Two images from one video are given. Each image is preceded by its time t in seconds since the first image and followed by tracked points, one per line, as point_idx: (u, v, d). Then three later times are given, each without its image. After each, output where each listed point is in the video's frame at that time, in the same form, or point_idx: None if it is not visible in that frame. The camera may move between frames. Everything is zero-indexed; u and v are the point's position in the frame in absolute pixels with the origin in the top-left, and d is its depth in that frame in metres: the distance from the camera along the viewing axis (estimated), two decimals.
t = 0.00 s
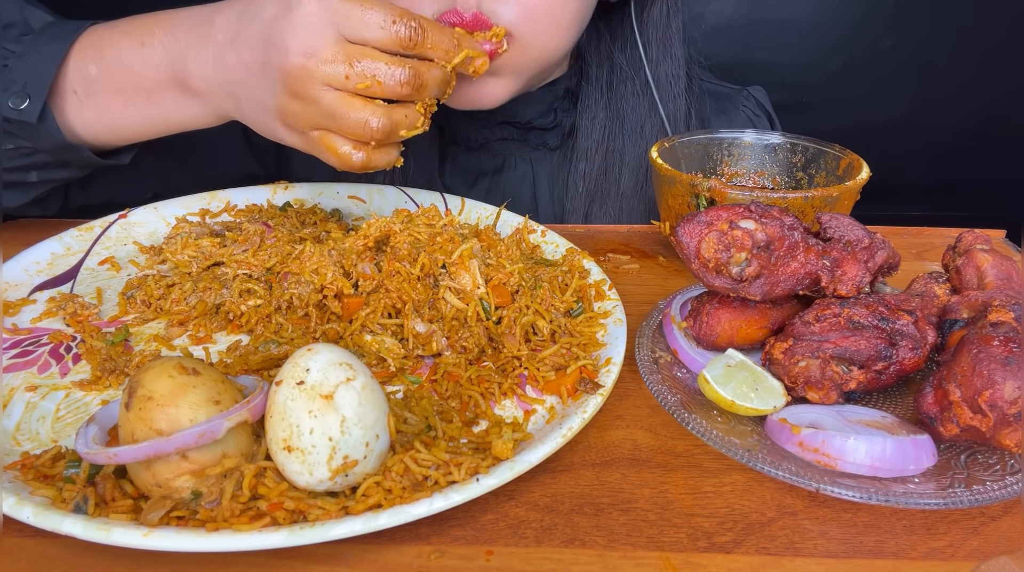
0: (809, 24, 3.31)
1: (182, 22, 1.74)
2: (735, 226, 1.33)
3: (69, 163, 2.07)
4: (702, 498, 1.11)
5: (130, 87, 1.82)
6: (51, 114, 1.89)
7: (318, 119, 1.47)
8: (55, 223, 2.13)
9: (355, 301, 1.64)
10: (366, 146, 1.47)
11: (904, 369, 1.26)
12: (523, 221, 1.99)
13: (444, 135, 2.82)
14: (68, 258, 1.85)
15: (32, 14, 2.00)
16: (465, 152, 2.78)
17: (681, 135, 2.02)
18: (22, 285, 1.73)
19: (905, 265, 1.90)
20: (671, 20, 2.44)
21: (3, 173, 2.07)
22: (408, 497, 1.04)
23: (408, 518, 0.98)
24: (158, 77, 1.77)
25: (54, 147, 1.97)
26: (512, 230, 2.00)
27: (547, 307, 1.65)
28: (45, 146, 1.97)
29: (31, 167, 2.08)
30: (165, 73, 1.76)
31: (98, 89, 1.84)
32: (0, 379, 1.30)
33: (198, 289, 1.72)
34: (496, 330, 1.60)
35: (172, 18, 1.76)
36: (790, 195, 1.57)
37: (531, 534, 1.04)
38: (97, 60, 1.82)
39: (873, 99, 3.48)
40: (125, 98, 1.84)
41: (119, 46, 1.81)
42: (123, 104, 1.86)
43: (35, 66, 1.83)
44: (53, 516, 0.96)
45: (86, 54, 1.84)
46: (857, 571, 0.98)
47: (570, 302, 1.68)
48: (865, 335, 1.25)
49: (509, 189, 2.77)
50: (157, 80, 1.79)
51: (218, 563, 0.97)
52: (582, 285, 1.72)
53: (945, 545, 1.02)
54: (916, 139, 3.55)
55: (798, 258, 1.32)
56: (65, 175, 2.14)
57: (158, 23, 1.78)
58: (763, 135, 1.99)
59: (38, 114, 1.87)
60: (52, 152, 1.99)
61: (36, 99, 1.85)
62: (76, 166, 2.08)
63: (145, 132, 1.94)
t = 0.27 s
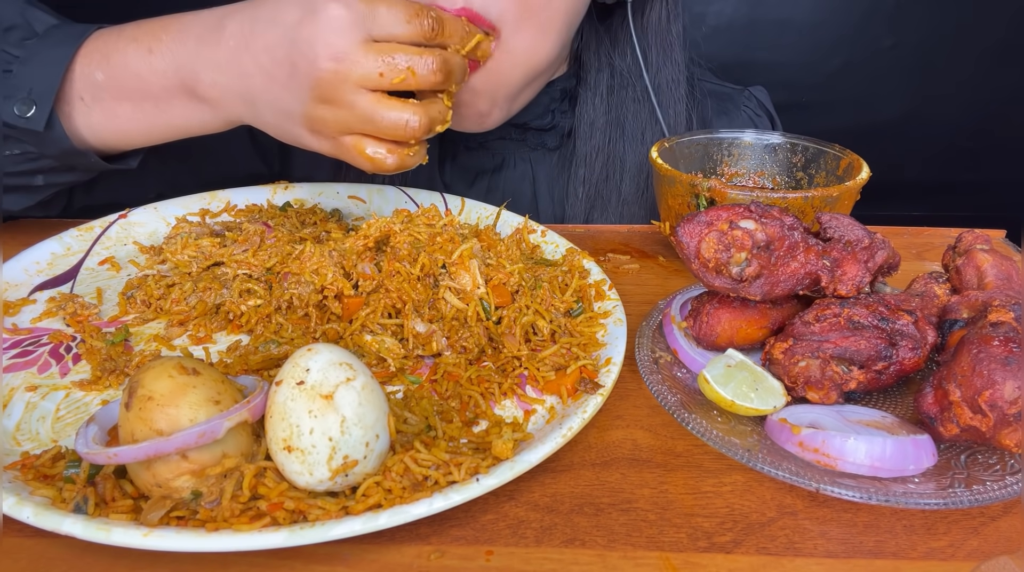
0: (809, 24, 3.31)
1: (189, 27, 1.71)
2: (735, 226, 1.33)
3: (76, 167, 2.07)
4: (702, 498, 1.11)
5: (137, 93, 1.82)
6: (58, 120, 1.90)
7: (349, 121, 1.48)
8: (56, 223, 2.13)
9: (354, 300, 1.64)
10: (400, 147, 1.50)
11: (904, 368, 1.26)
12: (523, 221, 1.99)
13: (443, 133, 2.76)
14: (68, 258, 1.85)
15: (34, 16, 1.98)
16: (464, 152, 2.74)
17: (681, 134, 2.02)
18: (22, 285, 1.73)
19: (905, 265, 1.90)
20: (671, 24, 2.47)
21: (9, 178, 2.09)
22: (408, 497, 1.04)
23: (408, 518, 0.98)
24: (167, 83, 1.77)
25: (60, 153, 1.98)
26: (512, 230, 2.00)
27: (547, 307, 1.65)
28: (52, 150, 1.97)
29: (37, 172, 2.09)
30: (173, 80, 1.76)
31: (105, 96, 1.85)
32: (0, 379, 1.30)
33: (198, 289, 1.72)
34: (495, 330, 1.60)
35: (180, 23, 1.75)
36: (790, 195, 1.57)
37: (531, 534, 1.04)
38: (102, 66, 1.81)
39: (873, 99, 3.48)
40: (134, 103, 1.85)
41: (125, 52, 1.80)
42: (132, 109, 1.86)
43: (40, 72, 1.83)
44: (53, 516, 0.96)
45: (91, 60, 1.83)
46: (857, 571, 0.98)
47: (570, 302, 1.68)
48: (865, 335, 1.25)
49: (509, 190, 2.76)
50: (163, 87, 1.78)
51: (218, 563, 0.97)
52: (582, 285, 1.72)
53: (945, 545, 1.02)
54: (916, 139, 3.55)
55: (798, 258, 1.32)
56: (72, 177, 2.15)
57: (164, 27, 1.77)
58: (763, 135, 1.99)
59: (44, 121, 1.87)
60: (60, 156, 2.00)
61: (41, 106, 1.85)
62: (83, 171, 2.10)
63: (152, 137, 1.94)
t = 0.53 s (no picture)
0: (809, 24, 3.31)
1: (184, 15, 1.82)
2: (735, 226, 1.33)
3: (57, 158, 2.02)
4: (702, 498, 1.11)
5: (111, 61, 1.84)
6: (37, 94, 1.87)
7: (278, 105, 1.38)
8: (55, 223, 2.13)
9: (354, 300, 1.64)
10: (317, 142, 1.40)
11: (904, 368, 1.26)
12: (523, 221, 1.99)
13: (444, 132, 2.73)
14: (68, 258, 1.85)
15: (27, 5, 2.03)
16: (464, 151, 2.74)
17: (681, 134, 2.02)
18: (22, 285, 1.73)
19: (905, 265, 1.90)
20: (672, 25, 2.47)
21: None
22: (408, 497, 1.04)
23: (408, 518, 0.98)
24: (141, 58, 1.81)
25: (36, 133, 1.92)
26: (512, 230, 2.00)
27: (547, 307, 1.65)
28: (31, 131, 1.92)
29: (17, 161, 2.02)
30: (146, 45, 1.79)
31: (77, 60, 1.86)
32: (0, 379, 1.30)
33: (198, 289, 1.72)
34: (495, 330, 1.60)
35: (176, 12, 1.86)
36: (790, 195, 1.57)
37: (532, 534, 1.04)
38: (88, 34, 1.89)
39: (873, 99, 3.48)
40: (99, 70, 1.84)
41: (115, 26, 1.88)
42: (93, 75, 1.85)
43: (28, 49, 1.85)
44: (53, 516, 0.96)
45: (81, 29, 1.90)
46: (857, 571, 0.98)
47: (571, 302, 1.68)
48: (865, 335, 1.25)
49: (508, 189, 2.78)
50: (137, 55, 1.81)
51: (218, 563, 0.97)
52: (582, 285, 1.72)
53: (945, 545, 1.02)
54: (916, 139, 3.55)
55: (798, 258, 1.32)
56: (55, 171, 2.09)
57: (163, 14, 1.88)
58: (763, 134, 1.99)
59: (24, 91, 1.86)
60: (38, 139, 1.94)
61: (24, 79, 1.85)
62: (62, 161, 2.04)
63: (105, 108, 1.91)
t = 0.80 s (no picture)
0: (808, 24, 3.31)
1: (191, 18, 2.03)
2: (735, 226, 1.33)
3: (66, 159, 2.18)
4: (702, 498, 1.11)
5: (122, 55, 2.03)
6: (50, 92, 2.03)
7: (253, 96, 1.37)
8: (55, 223, 2.13)
9: (354, 299, 1.64)
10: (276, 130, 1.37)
11: (904, 369, 1.26)
12: (523, 221, 1.99)
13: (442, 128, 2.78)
14: (68, 258, 1.85)
15: (51, 17, 2.19)
16: (463, 147, 2.74)
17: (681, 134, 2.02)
18: (22, 285, 1.73)
19: (906, 265, 1.90)
20: (671, 16, 2.45)
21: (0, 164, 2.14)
22: (409, 497, 1.04)
23: (408, 518, 0.98)
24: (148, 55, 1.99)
25: (47, 130, 2.07)
26: (512, 230, 2.00)
27: (547, 307, 1.65)
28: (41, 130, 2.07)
29: (28, 160, 2.16)
30: (153, 43, 1.98)
31: (92, 55, 2.06)
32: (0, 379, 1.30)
33: (198, 289, 1.72)
34: (495, 329, 1.60)
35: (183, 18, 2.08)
36: (790, 195, 1.57)
37: (532, 534, 1.04)
38: (107, 36, 2.12)
39: (873, 99, 3.48)
40: (110, 66, 2.03)
41: (131, 31, 2.10)
42: (104, 71, 2.03)
43: (44, 54, 2.03)
44: (52, 516, 0.96)
45: (102, 32, 2.14)
46: (857, 571, 0.98)
47: (570, 302, 1.68)
48: (865, 335, 1.25)
49: (507, 186, 2.73)
50: (145, 50, 2.00)
51: (218, 563, 0.97)
52: (582, 285, 1.72)
53: (945, 545, 1.02)
54: (916, 139, 3.55)
55: (798, 258, 1.32)
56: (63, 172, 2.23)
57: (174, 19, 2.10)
58: (763, 134, 1.99)
59: (39, 93, 2.02)
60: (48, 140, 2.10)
61: (38, 79, 2.01)
62: (71, 160, 2.18)
63: (112, 102, 2.07)
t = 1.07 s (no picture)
0: (808, 24, 3.30)
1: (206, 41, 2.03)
2: (735, 226, 1.33)
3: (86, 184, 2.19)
4: (702, 498, 1.11)
5: (136, 81, 2.02)
6: (68, 124, 2.06)
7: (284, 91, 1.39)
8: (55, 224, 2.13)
9: (354, 299, 1.64)
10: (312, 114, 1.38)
11: (904, 368, 1.26)
12: (523, 221, 1.99)
13: (444, 123, 2.78)
14: (68, 258, 1.85)
15: (61, 48, 2.24)
16: (466, 143, 2.77)
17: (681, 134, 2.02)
18: (22, 285, 1.73)
19: (905, 265, 1.90)
20: (672, 11, 2.42)
21: (23, 198, 2.17)
22: (409, 497, 1.04)
23: (408, 518, 0.98)
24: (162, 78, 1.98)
25: (67, 161, 2.10)
26: (512, 230, 2.00)
27: (547, 307, 1.65)
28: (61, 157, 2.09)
29: (49, 190, 2.18)
30: (167, 68, 1.97)
31: (107, 84, 2.06)
32: None
33: (198, 289, 1.72)
34: (496, 329, 1.60)
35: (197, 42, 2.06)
36: (790, 195, 1.57)
37: (531, 534, 1.04)
38: (121, 64, 2.12)
39: (873, 99, 3.48)
40: (126, 94, 2.02)
41: (144, 56, 2.11)
42: (121, 98, 2.03)
43: (58, 86, 2.06)
44: (53, 516, 0.96)
45: (117, 60, 2.15)
46: (857, 571, 0.98)
47: (570, 302, 1.68)
48: (865, 335, 1.25)
49: (508, 184, 2.79)
50: (158, 76, 1.98)
51: (218, 563, 0.97)
52: (582, 285, 1.72)
53: (945, 545, 1.02)
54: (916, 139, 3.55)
55: (798, 258, 1.32)
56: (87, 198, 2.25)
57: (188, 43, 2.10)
58: (763, 135, 1.99)
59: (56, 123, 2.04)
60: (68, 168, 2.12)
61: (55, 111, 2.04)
62: (91, 187, 2.21)
63: (131, 130, 2.06)
